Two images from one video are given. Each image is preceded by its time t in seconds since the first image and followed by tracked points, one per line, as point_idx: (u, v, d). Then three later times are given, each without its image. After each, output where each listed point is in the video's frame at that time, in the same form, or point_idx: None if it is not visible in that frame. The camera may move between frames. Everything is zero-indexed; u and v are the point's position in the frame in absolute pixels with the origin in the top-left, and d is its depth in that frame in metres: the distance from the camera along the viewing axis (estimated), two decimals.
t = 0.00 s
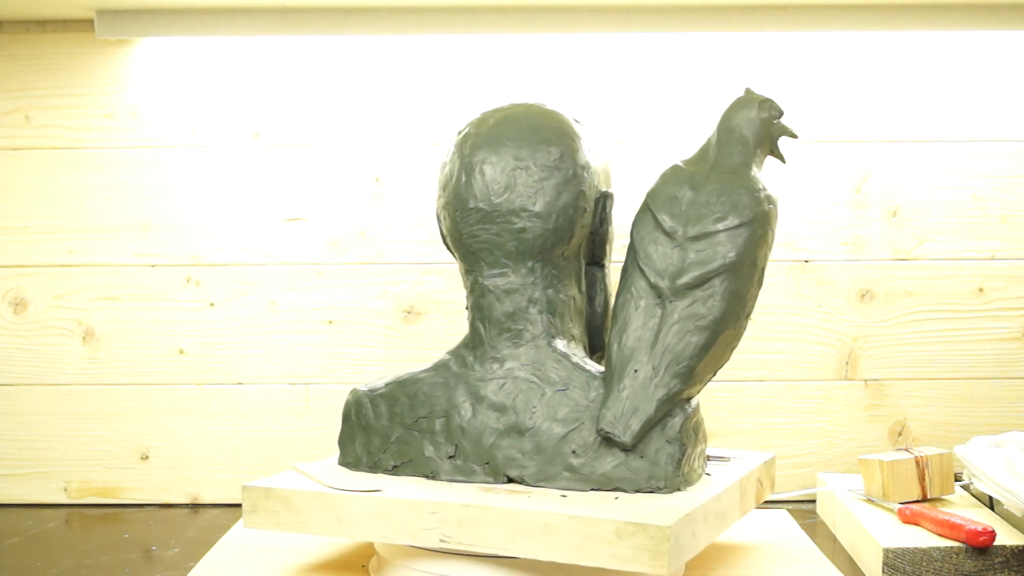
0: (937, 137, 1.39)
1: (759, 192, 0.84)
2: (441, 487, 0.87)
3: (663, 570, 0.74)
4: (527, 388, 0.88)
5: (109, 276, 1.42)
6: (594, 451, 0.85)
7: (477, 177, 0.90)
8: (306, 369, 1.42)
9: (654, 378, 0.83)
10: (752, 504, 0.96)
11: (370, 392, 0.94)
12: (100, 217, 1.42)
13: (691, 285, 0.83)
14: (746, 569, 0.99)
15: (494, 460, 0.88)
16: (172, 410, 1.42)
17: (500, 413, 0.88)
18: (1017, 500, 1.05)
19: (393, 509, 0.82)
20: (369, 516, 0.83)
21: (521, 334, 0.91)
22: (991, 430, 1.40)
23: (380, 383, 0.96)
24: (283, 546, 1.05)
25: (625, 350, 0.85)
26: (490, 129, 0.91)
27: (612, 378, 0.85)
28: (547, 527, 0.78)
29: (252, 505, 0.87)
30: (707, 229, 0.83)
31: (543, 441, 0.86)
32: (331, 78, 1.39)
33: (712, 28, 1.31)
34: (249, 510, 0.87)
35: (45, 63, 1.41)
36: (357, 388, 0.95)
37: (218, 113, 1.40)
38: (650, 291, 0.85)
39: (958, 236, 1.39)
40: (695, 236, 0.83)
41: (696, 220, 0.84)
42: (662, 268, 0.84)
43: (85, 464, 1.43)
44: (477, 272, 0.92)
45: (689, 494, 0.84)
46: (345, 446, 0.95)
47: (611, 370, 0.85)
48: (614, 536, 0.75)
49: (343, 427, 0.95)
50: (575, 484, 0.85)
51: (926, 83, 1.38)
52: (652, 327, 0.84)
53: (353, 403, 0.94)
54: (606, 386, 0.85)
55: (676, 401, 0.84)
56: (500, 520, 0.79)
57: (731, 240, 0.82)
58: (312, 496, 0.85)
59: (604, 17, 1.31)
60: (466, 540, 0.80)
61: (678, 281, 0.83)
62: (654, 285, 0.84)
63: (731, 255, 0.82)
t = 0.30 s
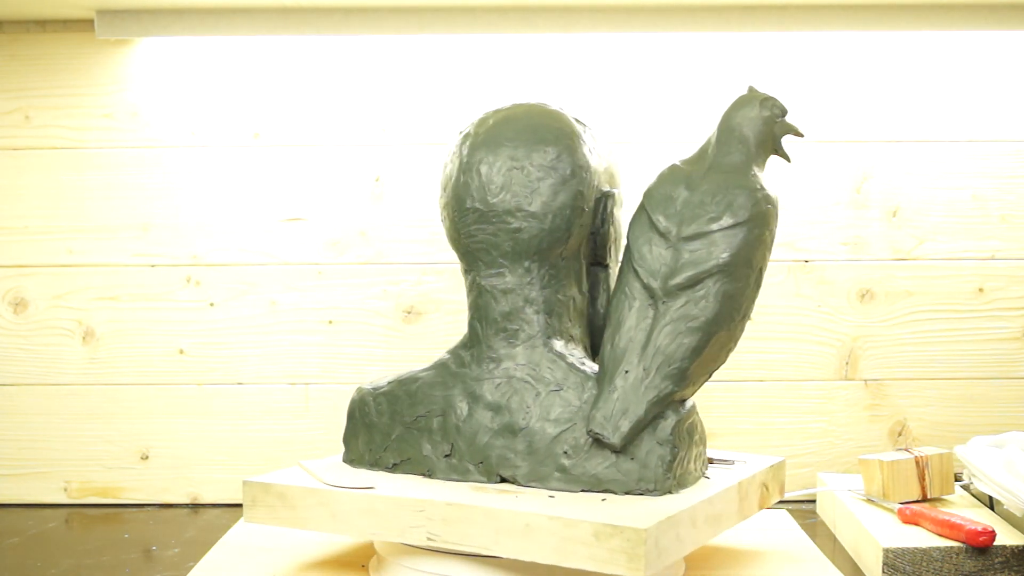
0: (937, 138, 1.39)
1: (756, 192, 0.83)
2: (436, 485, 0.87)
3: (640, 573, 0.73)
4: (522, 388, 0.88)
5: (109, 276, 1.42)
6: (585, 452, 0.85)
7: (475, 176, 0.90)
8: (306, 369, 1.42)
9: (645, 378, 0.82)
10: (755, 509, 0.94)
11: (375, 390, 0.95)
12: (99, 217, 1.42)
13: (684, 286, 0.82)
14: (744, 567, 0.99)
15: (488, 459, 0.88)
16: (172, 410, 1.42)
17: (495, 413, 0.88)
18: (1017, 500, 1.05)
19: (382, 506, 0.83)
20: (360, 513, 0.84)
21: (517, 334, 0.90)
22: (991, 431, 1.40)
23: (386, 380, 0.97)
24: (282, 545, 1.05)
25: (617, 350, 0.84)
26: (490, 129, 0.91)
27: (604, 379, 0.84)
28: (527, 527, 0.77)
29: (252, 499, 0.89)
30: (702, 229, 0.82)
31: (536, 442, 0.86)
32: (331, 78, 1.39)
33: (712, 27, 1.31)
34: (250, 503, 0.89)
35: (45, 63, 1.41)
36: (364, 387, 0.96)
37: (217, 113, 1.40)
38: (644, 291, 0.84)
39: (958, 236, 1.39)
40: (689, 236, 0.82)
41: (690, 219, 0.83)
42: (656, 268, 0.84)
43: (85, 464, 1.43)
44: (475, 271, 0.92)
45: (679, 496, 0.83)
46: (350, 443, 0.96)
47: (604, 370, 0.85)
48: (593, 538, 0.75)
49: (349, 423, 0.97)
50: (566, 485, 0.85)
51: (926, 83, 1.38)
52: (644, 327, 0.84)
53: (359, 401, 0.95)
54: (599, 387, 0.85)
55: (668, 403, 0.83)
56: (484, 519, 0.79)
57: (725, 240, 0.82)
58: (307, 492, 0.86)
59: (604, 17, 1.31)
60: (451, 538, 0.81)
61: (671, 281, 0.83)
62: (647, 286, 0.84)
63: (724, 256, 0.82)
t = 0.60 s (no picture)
0: (937, 138, 1.39)
1: (753, 192, 0.82)
2: (431, 484, 0.87)
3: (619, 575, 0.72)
4: (517, 389, 0.88)
5: (110, 276, 1.42)
6: (577, 453, 0.84)
7: (473, 176, 0.90)
8: (307, 369, 1.42)
9: (635, 380, 0.81)
10: (756, 513, 0.92)
11: (379, 389, 0.95)
12: (100, 217, 1.42)
13: (676, 286, 0.81)
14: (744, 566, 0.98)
15: (483, 459, 0.88)
16: (172, 410, 1.42)
17: (490, 413, 0.88)
18: (1017, 500, 1.05)
19: (375, 504, 0.83)
20: (353, 510, 0.84)
21: (513, 334, 0.90)
22: (991, 430, 1.40)
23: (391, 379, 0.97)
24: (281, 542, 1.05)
25: (609, 351, 0.83)
26: (490, 129, 0.91)
27: (596, 381, 0.83)
28: (511, 526, 0.77)
29: (253, 495, 0.90)
30: (695, 229, 0.81)
31: (529, 442, 0.86)
32: (331, 78, 1.39)
33: (712, 28, 1.31)
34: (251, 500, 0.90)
35: (45, 63, 1.41)
36: (370, 385, 0.97)
37: (217, 113, 1.40)
38: (636, 291, 0.83)
39: (958, 236, 1.39)
40: (683, 236, 0.81)
41: (684, 219, 0.82)
42: (649, 268, 0.83)
43: (85, 464, 1.43)
44: (474, 271, 0.92)
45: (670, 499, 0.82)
46: (354, 441, 0.97)
47: (596, 371, 0.84)
48: (573, 539, 0.74)
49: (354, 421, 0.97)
50: (557, 485, 0.84)
51: (926, 83, 1.38)
52: (635, 328, 0.82)
53: (364, 398, 0.96)
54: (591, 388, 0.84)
55: (659, 405, 0.82)
56: (470, 518, 0.79)
57: (719, 240, 0.80)
58: (305, 489, 0.87)
59: (604, 17, 1.31)
60: (440, 536, 0.81)
61: (663, 282, 0.81)
62: (640, 286, 0.83)
63: (717, 257, 0.80)
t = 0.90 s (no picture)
0: (937, 137, 1.39)
1: (746, 190, 0.81)
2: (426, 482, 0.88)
3: None
4: (512, 388, 0.88)
5: (110, 275, 1.42)
6: (568, 454, 0.84)
7: (471, 177, 0.91)
8: (306, 369, 1.42)
9: (625, 381, 0.81)
10: (755, 518, 0.90)
11: (383, 387, 0.96)
12: (100, 217, 1.42)
13: (667, 287, 0.80)
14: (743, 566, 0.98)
15: (478, 458, 0.88)
16: (172, 410, 1.42)
17: (485, 413, 0.88)
18: (1017, 500, 1.05)
19: (368, 502, 0.84)
20: (348, 507, 0.85)
21: (509, 334, 0.90)
22: (991, 430, 1.40)
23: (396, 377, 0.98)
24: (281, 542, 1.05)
25: (601, 351, 0.83)
26: (490, 129, 0.92)
27: (587, 382, 0.83)
28: (493, 526, 0.77)
29: (256, 491, 0.90)
30: (687, 229, 0.80)
31: (521, 442, 0.86)
32: (331, 78, 1.40)
33: (712, 28, 1.31)
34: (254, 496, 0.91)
35: (45, 63, 1.41)
36: (378, 383, 0.98)
37: (217, 113, 1.40)
38: (629, 291, 0.83)
39: (959, 236, 1.39)
40: (674, 236, 0.80)
41: (676, 219, 0.81)
42: (641, 269, 0.82)
43: (85, 464, 1.43)
44: (474, 270, 0.93)
45: (658, 502, 0.81)
46: (360, 439, 0.98)
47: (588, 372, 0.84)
48: (552, 540, 0.73)
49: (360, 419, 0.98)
50: (548, 486, 0.84)
51: (926, 83, 1.38)
52: (625, 329, 0.82)
53: (370, 396, 0.97)
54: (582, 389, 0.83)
55: (649, 406, 0.81)
56: (455, 517, 0.79)
57: (711, 240, 0.79)
58: (304, 486, 0.88)
59: (603, 17, 1.32)
60: (427, 535, 0.80)
61: (653, 282, 0.81)
62: (632, 286, 0.82)
63: (708, 258, 0.79)
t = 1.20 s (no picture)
0: (936, 137, 1.39)
1: (739, 190, 0.80)
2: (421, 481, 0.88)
3: None
4: (507, 388, 0.88)
5: (110, 275, 1.42)
6: (559, 455, 0.83)
7: (470, 177, 0.91)
8: (307, 369, 1.42)
9: (614, 382, 0.80)
10: (752, 523, 0.90)
11: (388, 386, 0.97)
12: (100, 217, 1.42)
13: (657, 287, 0.80)
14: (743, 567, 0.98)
15: (474, 458, 0.88)
16: (172, 409, 1.42)
17: (480, 413, 0.88)
18: (1017, 500, 1.05)
19: (363, 499, 0.84)
20: (344, 504, 0.85)
21: (505, 334, 0.90)
22: (991, 430, 1.40)
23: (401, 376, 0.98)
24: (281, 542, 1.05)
25: (592, 351, 0.83)
26: (490, 129, 0.92)
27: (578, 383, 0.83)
28: (477, 526, 0.76)
29: (261, 486, 0.91)
30: (678, 229, 0.80)
31: (514, 442, 0.86)
32: (330, 78, 1.39)
33: (711, 29, 1.31)
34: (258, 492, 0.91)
35: (45, 63, 1.41)
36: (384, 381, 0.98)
37: (217, 112, 1.40)
38: (621, 291, 0.83)
39: (959, 236, 1.39)
40: (665, 237, 0.80)
41: (667, 219, 0.80)
42: (633, 269, 0.82)
43: (85, 464, 1.43)
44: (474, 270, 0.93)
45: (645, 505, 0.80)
46: (367, 436, 0.98)
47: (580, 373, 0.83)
48: (530, 540, 0.73)
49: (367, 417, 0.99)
50: (539, 487, 0.84)
51: (925, 83, 1.38)
52: (617, 330, 0.82)
53: (376, 394, 0.98)
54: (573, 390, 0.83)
55: (638, 408, 0.81)
56: (442, 515, 0.79)
57: (701, 241, 0.79)
58: (304, 482, 0.88)
59: (603, 17, 1.32)
60: (416, 533, 0.80)
61: (644, 283, 0.80)
62: (624, 287, 0.82)
63: (698, 259, 0.79)
